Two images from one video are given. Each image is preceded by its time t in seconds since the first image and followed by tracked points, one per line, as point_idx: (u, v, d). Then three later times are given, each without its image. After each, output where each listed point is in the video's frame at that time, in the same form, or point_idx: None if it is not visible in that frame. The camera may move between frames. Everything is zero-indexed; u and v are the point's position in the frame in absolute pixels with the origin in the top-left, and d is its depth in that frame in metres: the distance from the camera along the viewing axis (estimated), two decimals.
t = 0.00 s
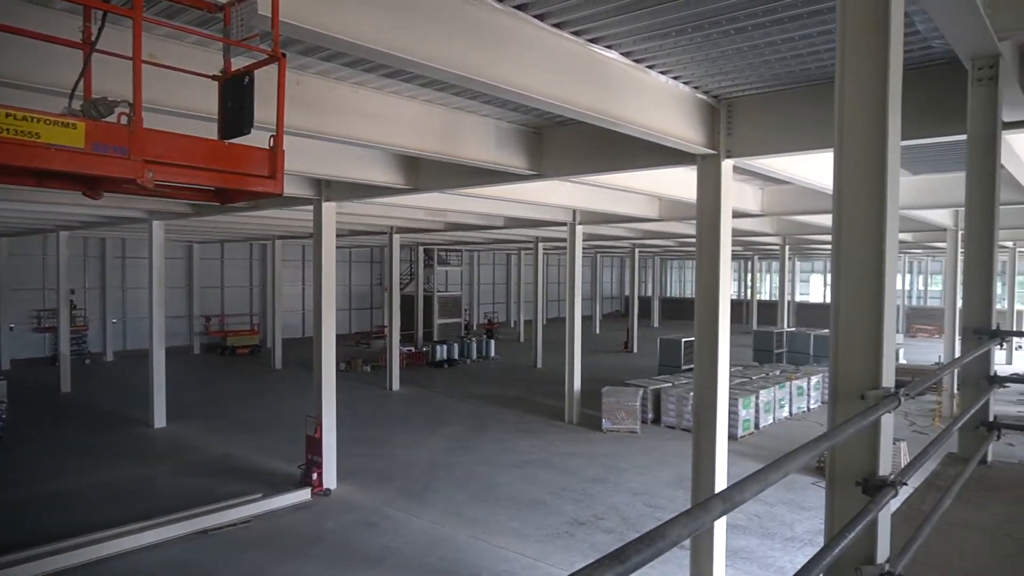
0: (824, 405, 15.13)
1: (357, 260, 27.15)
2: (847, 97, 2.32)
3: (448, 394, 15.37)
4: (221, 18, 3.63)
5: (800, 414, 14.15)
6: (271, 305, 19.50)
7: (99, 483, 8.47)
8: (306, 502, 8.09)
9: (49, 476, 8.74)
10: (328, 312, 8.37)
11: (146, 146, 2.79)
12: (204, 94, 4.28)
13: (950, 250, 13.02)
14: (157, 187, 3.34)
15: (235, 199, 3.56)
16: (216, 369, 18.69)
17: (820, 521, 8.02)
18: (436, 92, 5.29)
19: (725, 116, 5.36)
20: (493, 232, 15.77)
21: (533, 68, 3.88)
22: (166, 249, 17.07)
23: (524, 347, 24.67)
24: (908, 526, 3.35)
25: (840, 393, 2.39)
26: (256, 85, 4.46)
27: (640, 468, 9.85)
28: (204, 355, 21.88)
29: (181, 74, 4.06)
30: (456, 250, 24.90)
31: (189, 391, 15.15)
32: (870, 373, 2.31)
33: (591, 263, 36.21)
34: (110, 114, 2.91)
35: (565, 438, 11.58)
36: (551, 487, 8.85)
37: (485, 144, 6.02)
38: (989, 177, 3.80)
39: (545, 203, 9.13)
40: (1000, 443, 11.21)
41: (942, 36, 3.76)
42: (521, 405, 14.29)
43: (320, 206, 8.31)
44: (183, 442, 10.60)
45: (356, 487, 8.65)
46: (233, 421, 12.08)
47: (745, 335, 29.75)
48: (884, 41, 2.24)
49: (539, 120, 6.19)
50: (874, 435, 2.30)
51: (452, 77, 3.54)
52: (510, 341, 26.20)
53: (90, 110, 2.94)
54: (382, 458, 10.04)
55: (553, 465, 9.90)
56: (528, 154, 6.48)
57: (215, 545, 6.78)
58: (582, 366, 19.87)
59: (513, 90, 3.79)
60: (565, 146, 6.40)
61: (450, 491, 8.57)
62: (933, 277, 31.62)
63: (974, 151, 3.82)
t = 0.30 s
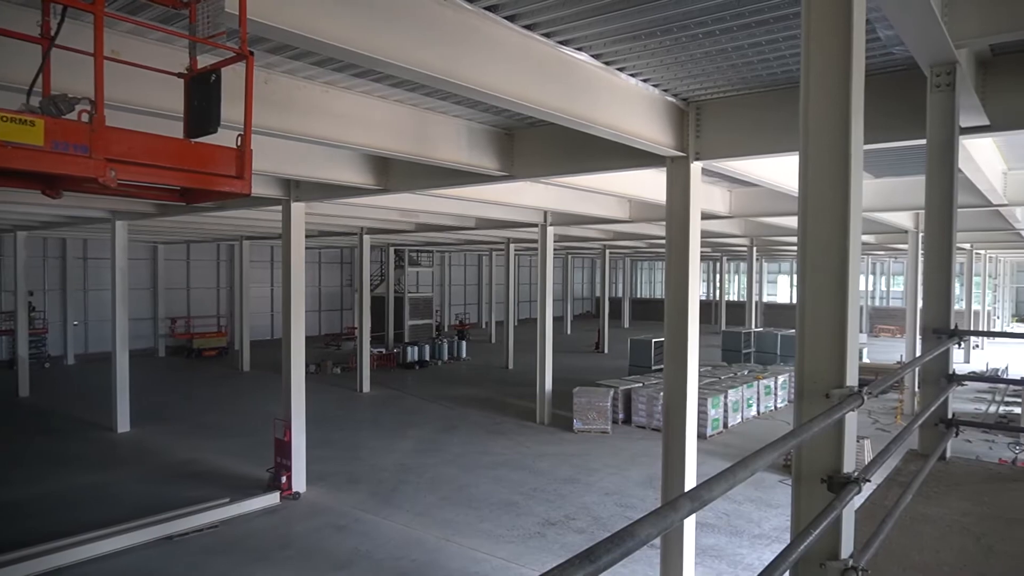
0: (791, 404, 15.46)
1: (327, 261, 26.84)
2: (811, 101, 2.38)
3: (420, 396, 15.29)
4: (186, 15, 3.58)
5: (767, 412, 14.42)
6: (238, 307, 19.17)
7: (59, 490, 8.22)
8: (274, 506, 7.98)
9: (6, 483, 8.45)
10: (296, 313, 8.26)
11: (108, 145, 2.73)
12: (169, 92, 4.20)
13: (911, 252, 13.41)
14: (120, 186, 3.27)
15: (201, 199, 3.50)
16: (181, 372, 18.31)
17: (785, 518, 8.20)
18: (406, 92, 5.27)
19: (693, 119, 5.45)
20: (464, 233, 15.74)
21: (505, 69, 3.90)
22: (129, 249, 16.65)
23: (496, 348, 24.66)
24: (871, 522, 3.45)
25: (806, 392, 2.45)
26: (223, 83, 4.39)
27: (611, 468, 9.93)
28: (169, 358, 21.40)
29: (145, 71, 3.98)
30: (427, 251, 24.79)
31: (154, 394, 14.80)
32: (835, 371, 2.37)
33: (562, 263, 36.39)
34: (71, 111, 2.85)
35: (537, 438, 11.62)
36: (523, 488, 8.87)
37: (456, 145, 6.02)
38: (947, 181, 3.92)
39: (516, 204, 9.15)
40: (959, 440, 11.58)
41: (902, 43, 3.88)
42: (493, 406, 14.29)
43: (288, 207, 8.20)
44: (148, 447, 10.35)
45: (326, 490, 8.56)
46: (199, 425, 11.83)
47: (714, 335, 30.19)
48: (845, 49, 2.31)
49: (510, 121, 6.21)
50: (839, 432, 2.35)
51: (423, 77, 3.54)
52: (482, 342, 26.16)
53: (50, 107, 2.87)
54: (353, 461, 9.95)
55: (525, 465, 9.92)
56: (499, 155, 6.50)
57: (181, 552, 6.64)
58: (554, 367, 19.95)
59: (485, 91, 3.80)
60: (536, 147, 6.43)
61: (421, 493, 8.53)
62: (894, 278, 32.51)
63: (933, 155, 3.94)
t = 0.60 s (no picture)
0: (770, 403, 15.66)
1: (307, 261, 26.62)
2: (791, 107, 2.42)
3: (401, 397, 15.22)
4: (163, 12, 3.54)
5: (747, 412, 14.59)
6: (216, 308, 18.94)
7: (31, 495, 8.04)
8: (254, 509, 7.90)
9: None
10: (276, 314, 8.18)
11: (82, 143, 2.70)
12: (147, 90, 4.15)
13: (886, 252, 13.64)
14: (95, 186, 3.22)
15: (178, 199, 3.47)
16: (158, 374, 18.04)
17: (765, 516, 8.31)
18: (387, 92, 5.26)
19: (674, 120, 5.51)
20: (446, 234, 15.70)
21: (486, 70, 3.92)
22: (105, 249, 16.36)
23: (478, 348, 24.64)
24: (849, 519, 3.52)
25: (784, 391, 2.49)
26: (201, 82, 4.35)
27: (592, 468, 9.98)
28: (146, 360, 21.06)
29: (122, 69, 3.93)
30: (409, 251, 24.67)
31: (130, 397, 14.56)
32: (813, 370, 2.42)
33: (543, 264, 36.46)
34: (45, 109, 2.80)
35: (519, 439, 11.63)
36: (504, 489, 8.87)
37: (437, 145, 6.02)
38: (921, 183, 4.01)
39: (498, 205, 9.15)
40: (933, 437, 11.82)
41: (878, 47, 3.96)
42: (475, 407, 14.29)
43: (268, 207, 8.12)
44: (123, 450, 10.18)
45: (306, 493, 8.48)
46: (176, 427, 11.66)
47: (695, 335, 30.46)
48: (824, 54, 2.35)
49: (491, 122, 6.22)
50: (816, 430, 2.39)
51: (405, 77, 3.53)
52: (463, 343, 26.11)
53: (22, 105, 2.82)
54: (333, 463, 9.88)
55: (506, 466, 9.93)
56: (480, 156, 6.51)
57: (158, 557, 6.55)
58: (535, 368, 19.98)
59: (466, 91, 3.81)
60: (517, 147, 6.45)
61: (402, 495, 8.50)
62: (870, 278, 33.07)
63: (908, 158, 4.02)
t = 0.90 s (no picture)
0: (741, 402, 15.90)
1: (279, 261, 26.26)
2: (760, 110, 2.48)
3: (375, 398, 15.12)
4: (130, 8, 3.47)
5: (719, 410, 14.80)
6: (186, 309, 18.60)
7: None
8: (224, 513, 7.78)
9: None
10: (248, 315, 8.06)
11: (47, 141, 2.64)
12: (113, 87, 4.06)
13: (854, 253, 13.96)
14: (59, 184, 3.15)
15: (145, 199, 3.41)
16: (126, 376, 17.64)
17: (736, 514, 8.43)
18: (360, 91, 5.22)
19: (646, 122, 5.58)
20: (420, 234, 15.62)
21: (460, 71, 3.92)
22: (70, 249, 15.95)
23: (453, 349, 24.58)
24: (817, 515, 3.60)
25: (755, 389, 2.55)
26: (170, 79, 4.28)
27: (566, 468, 10.04)
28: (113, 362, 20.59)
29: (87, 65, 3.84)
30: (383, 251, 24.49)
31: (96, 400, 14.22)
32: (782, 369, 2.48)
33: (518, 264, 36.52)
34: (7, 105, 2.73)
35: (493, 439, 11.65)
36: (479, 489, 8.88)
37: (411, 145, 6.00)
38: (887, 185, 4.12)
39: (472, 205, 9.15)
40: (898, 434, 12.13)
41: (846, 51, 4.07)
42: (449, 407, 14.25)
43: (238, 207, 8.00)
44: (89, 454, 9.94)
45: (278, 495, 8.38)
46: (144, 431, 11.42)
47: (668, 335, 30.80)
48: (792, 58, 2.41)
49: (465, 122, 6.22)
50: (786, 428, 2.45)
51: (378, 77, 3.52)
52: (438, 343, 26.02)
53: None
54: (306, 465, 9.78)
55: (481, 467, 9.93)
56: (454, 156, 6.51)
57: (126, 563, 6.41)
58: (510, 368, 20.01)
59: (439, 91, 3.81)
60: (491, 148, 6.46)
61: (376, 497, 8.45)
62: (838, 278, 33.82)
63: (875, 161, 4.13)
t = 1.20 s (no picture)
0: (720, 401, 16.07)
1: (257, 261, 25.97)
2: (738, 110, 2.51)
3: (355, 399, 15.03)
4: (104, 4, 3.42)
5: (698, 409, 14.95)
6: (162, 310, 18.31)
7: None
8: (201, 516, 7.68)
9: None
10: (225, 316, 7.97)
11: (18, 138, 2.59)
12: (86, 84, 3.99)
13: (830, 254, 14.18)
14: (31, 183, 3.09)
15: (120, 198, 3.35)
16: (100, 378, 17.31)
17: (716, 512, 8.53)
18: (339, 90, 5.19)
19: (626, 122, 5.62)
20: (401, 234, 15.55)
21: (440, 70, 3.92)
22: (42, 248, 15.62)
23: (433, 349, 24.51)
24: (794, 512, 3.66)
25: (733, 388, 2.59)
26: (145, 76, 4.22)
27: (547, 468, 10.07)
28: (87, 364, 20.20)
29: (59, 62, 3.77)
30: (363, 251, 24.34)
31: (69, 402, 13.94)
32: (760, 368, 2.51)
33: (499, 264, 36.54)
34: None
35: (474, 439, 11.65)
36: (460, 490, 8.87)
37: (391, 145, 5.98)
38: (862, 187, 4.19)
39: (452, 205, 9.14)
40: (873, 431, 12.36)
41: (823, 54, 4.14)
42: (430, 408, 14.21)
43: (216, 206, 7.90)
44: (62, 457, 9.74)
45: (256, 498, 8.30)
46: (119, 433, 11.22)
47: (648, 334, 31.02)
48: (767, 59, 2.45)
49: (445, 121, 6.22)
50: (764, 427, 2.49)
51: (358, 76, 3.51)
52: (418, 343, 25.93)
53: None
54: (285, 467, 9.69)
55: (462, 467, 9.91)
56: (434, 155, 6.50)
57: (100, 568, 6.30)
58: (491, 368, 20.01)
59: (420, 91, 3.81)
60: (472, 148, 6.46)
61: (356, 498, 8.40)
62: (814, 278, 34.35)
63: (851, 163, 4.20)
